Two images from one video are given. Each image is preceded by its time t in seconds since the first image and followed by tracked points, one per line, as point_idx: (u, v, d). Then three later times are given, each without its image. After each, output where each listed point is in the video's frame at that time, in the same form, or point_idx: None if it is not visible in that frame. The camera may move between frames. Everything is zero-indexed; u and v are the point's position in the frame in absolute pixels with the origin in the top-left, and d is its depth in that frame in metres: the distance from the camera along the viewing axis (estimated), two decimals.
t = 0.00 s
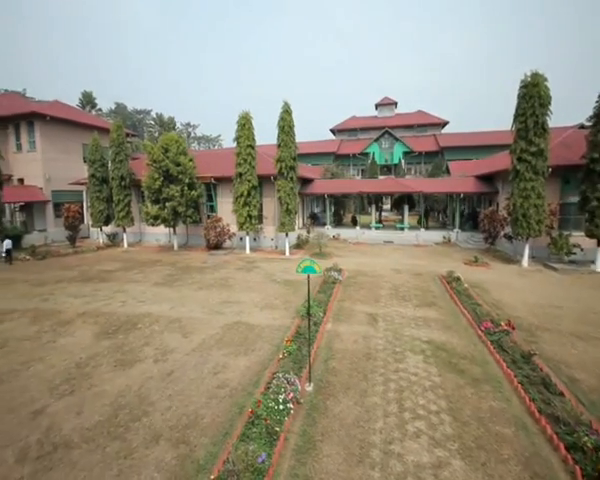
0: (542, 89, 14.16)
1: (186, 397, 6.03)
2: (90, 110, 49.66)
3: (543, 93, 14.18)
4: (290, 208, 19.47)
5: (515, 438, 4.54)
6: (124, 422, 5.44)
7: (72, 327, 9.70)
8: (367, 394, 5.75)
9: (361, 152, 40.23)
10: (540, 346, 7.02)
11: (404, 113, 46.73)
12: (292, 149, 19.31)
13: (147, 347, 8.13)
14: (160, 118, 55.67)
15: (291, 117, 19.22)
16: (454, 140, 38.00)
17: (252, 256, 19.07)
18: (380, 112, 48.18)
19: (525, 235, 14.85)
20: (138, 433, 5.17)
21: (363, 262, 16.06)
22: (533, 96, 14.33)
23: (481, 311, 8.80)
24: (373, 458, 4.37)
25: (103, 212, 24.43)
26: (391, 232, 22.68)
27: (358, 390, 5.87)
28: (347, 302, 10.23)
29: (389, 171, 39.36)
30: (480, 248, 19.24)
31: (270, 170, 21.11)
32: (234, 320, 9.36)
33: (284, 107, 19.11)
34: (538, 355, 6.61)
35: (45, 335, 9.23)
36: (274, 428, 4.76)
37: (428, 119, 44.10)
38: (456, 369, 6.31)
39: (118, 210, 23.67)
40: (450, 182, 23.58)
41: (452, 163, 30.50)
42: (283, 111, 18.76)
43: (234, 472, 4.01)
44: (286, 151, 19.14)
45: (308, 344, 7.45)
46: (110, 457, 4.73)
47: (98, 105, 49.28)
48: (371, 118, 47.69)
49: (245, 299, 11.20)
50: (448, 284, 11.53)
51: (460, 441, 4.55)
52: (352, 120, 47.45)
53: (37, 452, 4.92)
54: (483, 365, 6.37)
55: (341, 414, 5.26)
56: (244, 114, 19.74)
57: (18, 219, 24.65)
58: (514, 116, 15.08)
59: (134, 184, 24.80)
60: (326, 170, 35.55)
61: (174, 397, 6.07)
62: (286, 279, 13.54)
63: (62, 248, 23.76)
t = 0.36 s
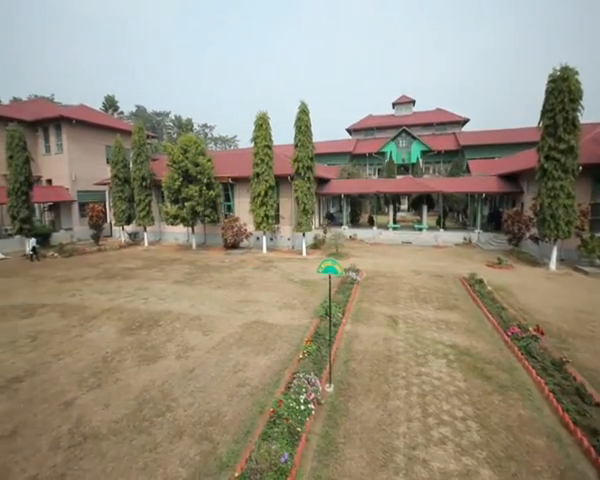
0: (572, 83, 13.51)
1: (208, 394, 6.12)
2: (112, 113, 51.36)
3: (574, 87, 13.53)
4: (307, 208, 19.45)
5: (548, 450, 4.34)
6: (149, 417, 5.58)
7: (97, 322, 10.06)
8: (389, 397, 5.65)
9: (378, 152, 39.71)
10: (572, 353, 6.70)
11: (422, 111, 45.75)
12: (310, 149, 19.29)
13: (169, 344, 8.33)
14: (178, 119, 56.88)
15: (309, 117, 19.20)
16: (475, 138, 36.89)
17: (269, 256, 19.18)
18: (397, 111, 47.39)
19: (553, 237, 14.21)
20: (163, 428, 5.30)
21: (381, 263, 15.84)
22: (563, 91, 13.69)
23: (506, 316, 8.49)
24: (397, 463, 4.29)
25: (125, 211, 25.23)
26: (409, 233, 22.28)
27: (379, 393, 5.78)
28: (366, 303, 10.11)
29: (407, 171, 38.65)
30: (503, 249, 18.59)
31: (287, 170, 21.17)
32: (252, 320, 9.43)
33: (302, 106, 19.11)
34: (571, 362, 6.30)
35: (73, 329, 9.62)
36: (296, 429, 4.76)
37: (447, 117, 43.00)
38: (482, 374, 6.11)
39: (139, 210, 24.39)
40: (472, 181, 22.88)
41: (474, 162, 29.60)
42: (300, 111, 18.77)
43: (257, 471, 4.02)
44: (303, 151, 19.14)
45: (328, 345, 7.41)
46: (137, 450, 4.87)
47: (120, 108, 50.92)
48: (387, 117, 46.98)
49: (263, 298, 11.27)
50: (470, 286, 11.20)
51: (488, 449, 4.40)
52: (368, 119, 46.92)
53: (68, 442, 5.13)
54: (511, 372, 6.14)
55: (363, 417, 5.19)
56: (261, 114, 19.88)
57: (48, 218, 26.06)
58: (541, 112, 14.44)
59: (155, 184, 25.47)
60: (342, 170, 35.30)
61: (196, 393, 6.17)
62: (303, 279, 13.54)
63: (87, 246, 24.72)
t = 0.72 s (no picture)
0: None
1: (229, 392, 6.20)
2: (133, 115, 53.05)
3: None
4: (324, 208, 19.40)
5: (584, 463, 4.13)
6: (173, 413, 5.71)
7: (122, 318, 10.40)
8: (412, 401, 5.53)
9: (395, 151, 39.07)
10: None
11: (441, 109, 44.65)
12: (327, 149, 19.22)
13: (190, 341, 8.51)
14: (196, 121, 58.05)
15: (326, 116, 19.13)
16: (497, 136, 35.68)
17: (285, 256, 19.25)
18: (415, 109, 46.47)
19: (584, 239, 13.53)
20: (186, 424, 5.40)
21: (399, 264, 15.57)
22: (596, 84, 13.01)
23: (535, 321, 8.15)
24: (423, 469, 4.19)
25: (146, 211, 25.97)
26: (428, 234, 21.81)
27: (402, 396, 5.67)
28: (385, 305, 9.96)
29: (425, 170, 37.82)
30: (528, 252, 17.88)
31: (304, 170, 21.17)
32: (271, 319, 9.48)
33: (319, 106, 19.06)
34: None
35: (99, 324, 10.00)
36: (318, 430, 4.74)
37: (468, 114, 41.77)
38: (510, 381, 5.88)
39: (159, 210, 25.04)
40: (494, 181, 22.12)
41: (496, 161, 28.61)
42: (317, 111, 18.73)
43: (280, 471, 4.02)
44: (321, 150, 19.09)
45: (348, 347, 7.35)
46: (162, 444, 4.98)
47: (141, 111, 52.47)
48: (405, 116, 46.15)
49: (281, 298, 11.32)
50: (494, 289, 10.82)
51: (519, 460, 4.23)
52: (385, 118, 46.28)
53: (97, 433, 5.32)
54: (541, 380, 5.88)
55: (385, 420, 5.11)
56: (279, 114, 19.97)
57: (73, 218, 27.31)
58: (571, 108, 13.78)
59: (174, 184, 26.07)
60: (359, 170, 34.95)
61: (217, 391, 6.26)
62: (320, 279, 13.50)
63: (110, 244, 25.61)
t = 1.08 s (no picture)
0: None
1: (250, 390, 6.26)
2: (153, 118, 54.59)
3: None
4: (341, 209, 19.29)
5: None
6: (196, 409, 5.81)
7: (145, 315, 10.72)
8: (436, 407, 5.40)
9: (413, 150, 38.29)
10: None
11: (462, 106, 43.41)
12: (345, 148, 19.10)
13: (210, 339, 8.65)
14: (213, 123, 59.05)
15: (344, 116, 18.99)
16: (522, 134, 34.35)
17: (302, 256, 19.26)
18: (434, 107, 45.42)
19: None
20: (208, 421, 5.49)
21: (419, 265, 15.24)
22: None
23: (566, 327, 7.77)
24: (450, 477, 4.08)
25: (166, 210, 26.63)
26: (448, 235, 21.25)
27: (425, 401, 5.54)
28: (405, 307, 9.77)
29: (445, 169, 36.87)
30: (556, 255, 17.11)
31: (321, 170, 21.11)
32: (290, 319, 9.50)
33: (337, 105, 18.96)
34: None
35: (123, 320, 10.33)
36: (341, 432, 4.69)
37: (490, 112, 40.44)
38: (541, 390, 5.63)
39: (178, 210, 25.63)
40: (520, 181, 21.29)
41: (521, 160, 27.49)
42: (335, 110, 18.63)
43: (304, 472, 4.02)
44: (338, 150, 18.97)
45: (368, 349, 7.26)
46: (186, 440, 5.08)
47: (160, 113, 53.91)
48: (423, 114, 45.18)
49: (298, 298, 11.32)
50: (521, 293, 10.41)
51: (553, 473, 4.04)
52: (402, 117, 45.49)
53: (124, 426, 5.50)
54: (575, 390, 5.60)
55: (409, 425, 5.00)
56: (296, 114, 20.01)
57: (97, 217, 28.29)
58: None
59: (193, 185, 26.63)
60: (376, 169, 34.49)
61: (238, 390, 6.33)
62: (338, 280, 13.41)
63: (132, 243, 26.44)
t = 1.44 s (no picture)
0: None
1: (271, 390, 6.29)
2: (173, 120, 55.94)
3: None
4: (359, 209, 19.10)
5: None
6: (218, 407, 5.89)
7: (166, 312, 10.99)
8: (462, 413, 5.24)
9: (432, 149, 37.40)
10: None
11: (483, 103, 42.06)
12: (363, 148, 18.93)
13: (230, 338, 8.75)
14: (230, 123, 59.88)
15: (362, 115, 18.79)
16: (548, 131, 32.92)
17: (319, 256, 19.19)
18: (454, 105, 44.20)
19: None
20: (231, 418, 5.56)
21: (439, 267, 14.88)
22: None
23: None
24: None
25: (185, 210, 27.21)
26: (470, 236, 20.63)
27: (450, 407, 5.38)
28: (426, 310, 9.55)
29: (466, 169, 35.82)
30: (587, 258, 16.29)
31: (338, 170, 20.99)
32: (308, 319, 9.48)
33: (354, 104, 18.79)
34: None
35: (146, 317, 10.62)
36: (364, 436, 4.63)
37: (514, 108, 38.98)
38: (576, 401, 5.36)
39: (197, 209, 26.14)
40: (547, 180, 20.40)
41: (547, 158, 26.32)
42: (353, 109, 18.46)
43: (327, 474, 3.99)
44: (356, 150, 18.80)
45: (389, 352, 7.14)
46: (209, 437, 5.16)
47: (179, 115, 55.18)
48: (442, 112, 44.09)
49: (316, 299, 11.29)
50: (550, 297, 9.96)
51: None
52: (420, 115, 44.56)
53: (149, 420, 5.65)
54: None
55: (434, 431, 4.88)
56: (314, 114, 19.96)
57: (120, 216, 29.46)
58: None
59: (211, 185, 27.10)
60: (393, 169, 33.92)
61: (259, 389, 6.37)
62: (356, 281, 13.28)
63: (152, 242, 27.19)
